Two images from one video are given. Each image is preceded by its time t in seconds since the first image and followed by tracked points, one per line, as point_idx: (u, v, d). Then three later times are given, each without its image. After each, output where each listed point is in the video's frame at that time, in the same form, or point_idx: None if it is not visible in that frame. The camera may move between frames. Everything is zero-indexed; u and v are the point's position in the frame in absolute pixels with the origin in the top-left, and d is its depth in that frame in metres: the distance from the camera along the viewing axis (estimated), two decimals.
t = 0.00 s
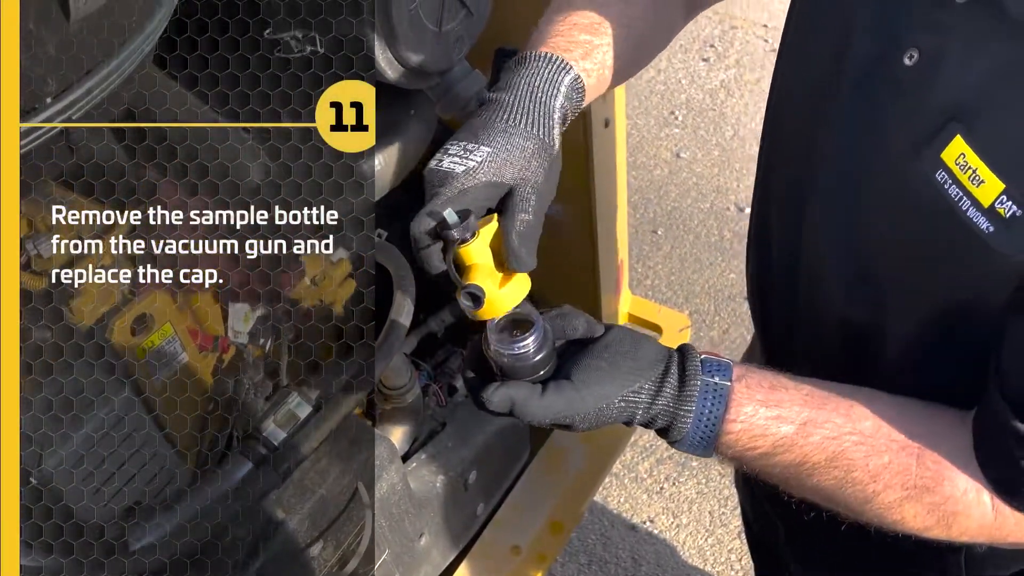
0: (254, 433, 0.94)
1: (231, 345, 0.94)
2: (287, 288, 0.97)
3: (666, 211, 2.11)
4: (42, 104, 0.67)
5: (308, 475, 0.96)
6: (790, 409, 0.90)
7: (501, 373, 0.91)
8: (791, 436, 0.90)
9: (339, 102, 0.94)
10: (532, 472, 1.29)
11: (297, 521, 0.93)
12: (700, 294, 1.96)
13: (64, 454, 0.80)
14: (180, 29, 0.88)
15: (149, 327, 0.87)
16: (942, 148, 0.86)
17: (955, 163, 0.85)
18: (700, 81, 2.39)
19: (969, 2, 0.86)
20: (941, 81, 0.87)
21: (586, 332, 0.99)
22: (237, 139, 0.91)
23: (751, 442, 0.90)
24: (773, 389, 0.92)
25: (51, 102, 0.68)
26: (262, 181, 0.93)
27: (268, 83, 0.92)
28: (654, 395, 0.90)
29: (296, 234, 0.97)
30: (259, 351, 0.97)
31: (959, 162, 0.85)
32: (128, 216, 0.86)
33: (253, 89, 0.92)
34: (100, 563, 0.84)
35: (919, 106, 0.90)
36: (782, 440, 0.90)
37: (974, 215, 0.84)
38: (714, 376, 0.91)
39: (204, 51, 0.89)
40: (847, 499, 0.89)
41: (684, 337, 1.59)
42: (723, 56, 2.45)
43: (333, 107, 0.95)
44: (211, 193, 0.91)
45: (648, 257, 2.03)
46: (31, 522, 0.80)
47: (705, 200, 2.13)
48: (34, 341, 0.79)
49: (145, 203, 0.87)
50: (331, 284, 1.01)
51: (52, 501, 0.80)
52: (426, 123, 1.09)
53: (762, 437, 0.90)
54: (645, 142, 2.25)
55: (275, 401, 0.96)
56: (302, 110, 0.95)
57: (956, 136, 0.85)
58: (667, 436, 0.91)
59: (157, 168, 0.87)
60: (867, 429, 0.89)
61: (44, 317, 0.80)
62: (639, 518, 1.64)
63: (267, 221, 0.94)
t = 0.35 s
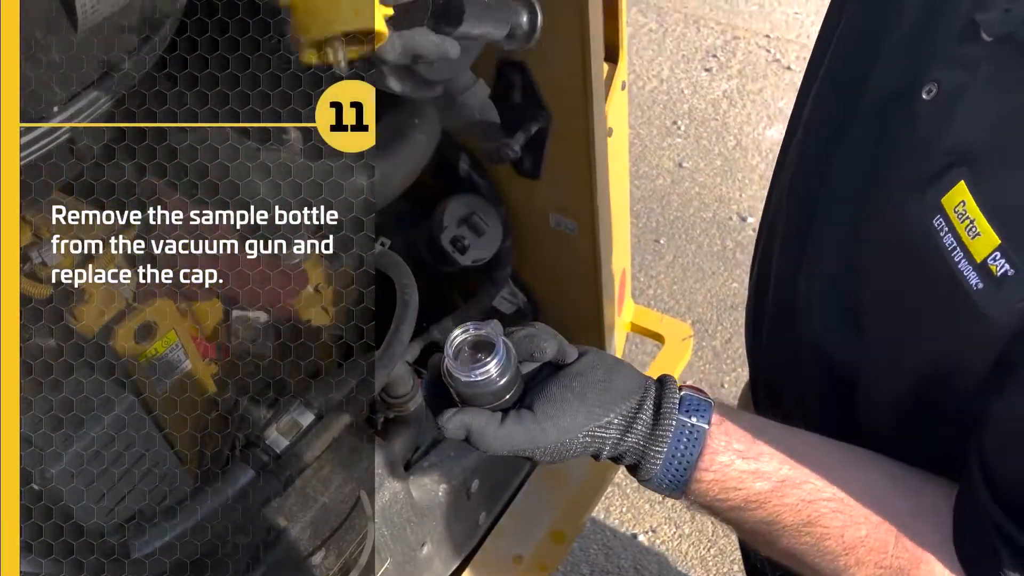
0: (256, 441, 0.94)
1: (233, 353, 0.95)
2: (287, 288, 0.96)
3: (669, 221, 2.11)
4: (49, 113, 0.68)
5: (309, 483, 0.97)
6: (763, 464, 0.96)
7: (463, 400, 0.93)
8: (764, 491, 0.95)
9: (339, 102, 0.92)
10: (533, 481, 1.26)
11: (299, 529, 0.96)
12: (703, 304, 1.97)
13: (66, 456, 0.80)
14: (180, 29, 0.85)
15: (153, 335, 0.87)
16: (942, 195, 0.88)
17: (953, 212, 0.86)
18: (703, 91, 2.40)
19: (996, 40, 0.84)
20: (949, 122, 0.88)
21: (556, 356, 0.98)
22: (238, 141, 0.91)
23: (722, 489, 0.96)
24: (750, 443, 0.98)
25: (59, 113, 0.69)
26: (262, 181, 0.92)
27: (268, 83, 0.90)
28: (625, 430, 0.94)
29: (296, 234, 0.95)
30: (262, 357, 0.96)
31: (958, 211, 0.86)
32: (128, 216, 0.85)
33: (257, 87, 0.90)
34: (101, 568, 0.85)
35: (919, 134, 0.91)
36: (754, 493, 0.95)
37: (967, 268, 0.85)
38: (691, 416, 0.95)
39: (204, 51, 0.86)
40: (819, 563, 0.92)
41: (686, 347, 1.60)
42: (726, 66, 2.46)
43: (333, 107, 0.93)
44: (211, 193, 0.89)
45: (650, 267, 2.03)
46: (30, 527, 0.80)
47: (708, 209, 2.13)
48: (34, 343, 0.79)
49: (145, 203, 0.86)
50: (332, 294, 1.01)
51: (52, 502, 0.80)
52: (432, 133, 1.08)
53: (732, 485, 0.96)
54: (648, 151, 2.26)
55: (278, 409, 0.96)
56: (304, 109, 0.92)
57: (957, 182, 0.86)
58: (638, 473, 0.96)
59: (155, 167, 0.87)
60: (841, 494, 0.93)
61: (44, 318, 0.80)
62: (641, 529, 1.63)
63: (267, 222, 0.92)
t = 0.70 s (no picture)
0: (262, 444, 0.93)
1: (242, 355, 0.96)
2: (288, 287, 0.94)
3: (674, 226, 2.11)
4: (63, 115, 0.69)
5: (315, 485, 0.99)
6: (792, 519, 0.98)
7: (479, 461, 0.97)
8: (793, 547, 0.98)
9: (339, 102, 0.94)
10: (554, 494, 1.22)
11: (305, 530, 0.96)
12: (708, 309, 1.97)
13: (72, 457, 0.82)
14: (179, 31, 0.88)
15: (161, 337, 0.88)
16: (963, 238, 0.90)
17: (977, 256, 0.88)
18: (708, 97, 2.41)
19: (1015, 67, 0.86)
20: (961, 161, 0.91)
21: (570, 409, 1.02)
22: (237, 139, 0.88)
23: (750, 546, 0.98)
24: (777, 497, 0.99)
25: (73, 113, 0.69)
26: (262, 181, 0.87)
27: (268, 83, 0.92)
28: (645, 490, 0.97)
29: (296, 233, 0.91)
30: (269, 360, 0.97)
31: (982, 256, 0.88)
32: (128, 216, 0.85)
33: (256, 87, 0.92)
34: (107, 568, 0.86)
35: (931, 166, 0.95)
36: (784, 549, 0.98)
37: (999, 320, 0.88)
38: (711, 472, 0.98)
39: (204, 52, 0.90)
40: None
41: (691, 352, 1.61)
42: (731, 72, 2.46)
43: (333, 107, 0.95)
44: (211, 193, 0.87)
45: (655, 272, 2.03)
46: (31, 527, 0.82)
47: (713, 215, 2.13)
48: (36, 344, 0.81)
49: (145, 202, 0.85)
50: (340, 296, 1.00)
51: (52, 501, 0.81)
52: (439, 138, 1.09)
53: (761, 543, 0.98)
54: (653, 157, 2.26)
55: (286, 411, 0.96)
56: (304, 108, 0.95)
57: (978, 225, 0.88)
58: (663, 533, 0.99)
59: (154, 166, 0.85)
60: (870, 548, 0.95)
61: (44, 318, 0.81)
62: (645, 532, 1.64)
63: (267, 221, 0.88)
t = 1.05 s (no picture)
0: (266, 441, 0.92)
1: (248, 354, 0.96)
2: (288, 287, 0.96)
3: (678, 229, 2.12)
4: (71, 113, 0.69)
5: (319, 484, 0.98)
6: (855, 565, 0.88)
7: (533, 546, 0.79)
8: None
9: (339, 102, 0.95)
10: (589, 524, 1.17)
11: (310, 529, 0.96)
12: (713, 312, 1.97)
13: (76, 454, 0.82)
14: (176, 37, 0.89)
15: (167, 336, 0.88)
16: (1008, 299, 0.81)
17: None
18: (713, 101, 2.41)
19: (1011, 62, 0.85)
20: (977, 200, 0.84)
21: (618, 487, 0.88)
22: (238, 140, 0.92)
23: None
24: (840, 543, 0.88)
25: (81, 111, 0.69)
26: (263, 181, 0.92)
27: (268, 83, 0.93)
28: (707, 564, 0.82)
29: (296, 234, 0.95)
30: (273, 360, 0.97)
31: None
32: (128, 216, 0.87)
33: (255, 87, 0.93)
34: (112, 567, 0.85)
35: (948, 221, 0.85)
36: None
37: None
38: (769, 529, 0.87)
39: (204, 51, 0.90)
40: None
41: (695, 355, 1.61)
42: (736, 76, 2.47)
43: (333, 107, 0.96)
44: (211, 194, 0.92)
45: (660, 275, 2.04)
46: (31, 527, 0.81)
47: (718, 219, 2.14)
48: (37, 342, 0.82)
49: (146, 203, 0.89)
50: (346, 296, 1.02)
51: (52, 501, 0.81)
52: (446, 137, 1.08)
53: None
54: (657, 161, 2.27)
55: (292, 408, 0.95)
56: (304, 109, 0.96)
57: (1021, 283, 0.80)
58: None
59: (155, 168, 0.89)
60: None
61: (44, 318, 0.83)
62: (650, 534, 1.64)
63: (267, 222, 0.93)
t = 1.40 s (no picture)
0: (270, 438, 0.92)
1: (251, 350, 0.96)
2: (287, 287, 0.95)
3: (682, 231, 2.12)
4: (77, 107, 0.69)
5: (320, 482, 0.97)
6: None
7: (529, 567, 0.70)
8: None
9: (339, 102, 0.96)
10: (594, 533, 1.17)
11: (310, 527, 0.96)
12: (716, 314, 1.97)
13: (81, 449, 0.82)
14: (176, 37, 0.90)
15: (170, 332, 0.88)
16: (1009, 303, 0.79)
17: None
18: (718, 103, 2.41)
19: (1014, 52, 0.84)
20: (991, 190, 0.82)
21: (618, 498, 0.77)
22: (238, 139, 0.93)
23: None
24: (841, 552, 0.81)
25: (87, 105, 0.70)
26: (263, 180, 0.93)
27: (267, 83, 0.95)
28: None
29: (296, 234, 0.95)
30: (278, 357, 0.97)
31: None
32: (128, 216, 0.86)
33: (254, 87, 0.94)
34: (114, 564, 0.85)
35: (950, 227, 0.84)
36: None
37: None
38: (771, 540, 0.78)
39: (204, 51, 0.92)
40: None
41: (699, 356, 1.60)
42: (742, 79, 2.46)
43: (333, 107, 0.97)
44: (211, 193, 0.92)
45: (663, 277, 2.03)
46: (31, 526, 0.81)
47: (722, 221, 2.13)
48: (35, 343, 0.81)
49: (146, 203, 0.88)
50: (349, 294, 1.03)
51: (52, 500, 0.81)
52: (449, 137, 1.08)
53: None
54: (662, 163, 2.27)
55: (296, 405, 0.95)
56: (303, 109, 0.97)
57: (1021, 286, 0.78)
58: None
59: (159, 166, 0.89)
60: None
61: (44, 318, 0.82)
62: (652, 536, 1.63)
63: (267, 222, 0.93)
